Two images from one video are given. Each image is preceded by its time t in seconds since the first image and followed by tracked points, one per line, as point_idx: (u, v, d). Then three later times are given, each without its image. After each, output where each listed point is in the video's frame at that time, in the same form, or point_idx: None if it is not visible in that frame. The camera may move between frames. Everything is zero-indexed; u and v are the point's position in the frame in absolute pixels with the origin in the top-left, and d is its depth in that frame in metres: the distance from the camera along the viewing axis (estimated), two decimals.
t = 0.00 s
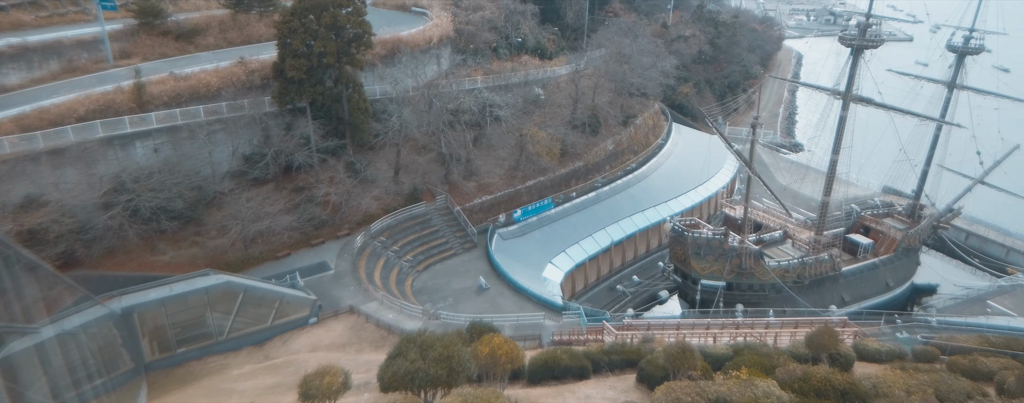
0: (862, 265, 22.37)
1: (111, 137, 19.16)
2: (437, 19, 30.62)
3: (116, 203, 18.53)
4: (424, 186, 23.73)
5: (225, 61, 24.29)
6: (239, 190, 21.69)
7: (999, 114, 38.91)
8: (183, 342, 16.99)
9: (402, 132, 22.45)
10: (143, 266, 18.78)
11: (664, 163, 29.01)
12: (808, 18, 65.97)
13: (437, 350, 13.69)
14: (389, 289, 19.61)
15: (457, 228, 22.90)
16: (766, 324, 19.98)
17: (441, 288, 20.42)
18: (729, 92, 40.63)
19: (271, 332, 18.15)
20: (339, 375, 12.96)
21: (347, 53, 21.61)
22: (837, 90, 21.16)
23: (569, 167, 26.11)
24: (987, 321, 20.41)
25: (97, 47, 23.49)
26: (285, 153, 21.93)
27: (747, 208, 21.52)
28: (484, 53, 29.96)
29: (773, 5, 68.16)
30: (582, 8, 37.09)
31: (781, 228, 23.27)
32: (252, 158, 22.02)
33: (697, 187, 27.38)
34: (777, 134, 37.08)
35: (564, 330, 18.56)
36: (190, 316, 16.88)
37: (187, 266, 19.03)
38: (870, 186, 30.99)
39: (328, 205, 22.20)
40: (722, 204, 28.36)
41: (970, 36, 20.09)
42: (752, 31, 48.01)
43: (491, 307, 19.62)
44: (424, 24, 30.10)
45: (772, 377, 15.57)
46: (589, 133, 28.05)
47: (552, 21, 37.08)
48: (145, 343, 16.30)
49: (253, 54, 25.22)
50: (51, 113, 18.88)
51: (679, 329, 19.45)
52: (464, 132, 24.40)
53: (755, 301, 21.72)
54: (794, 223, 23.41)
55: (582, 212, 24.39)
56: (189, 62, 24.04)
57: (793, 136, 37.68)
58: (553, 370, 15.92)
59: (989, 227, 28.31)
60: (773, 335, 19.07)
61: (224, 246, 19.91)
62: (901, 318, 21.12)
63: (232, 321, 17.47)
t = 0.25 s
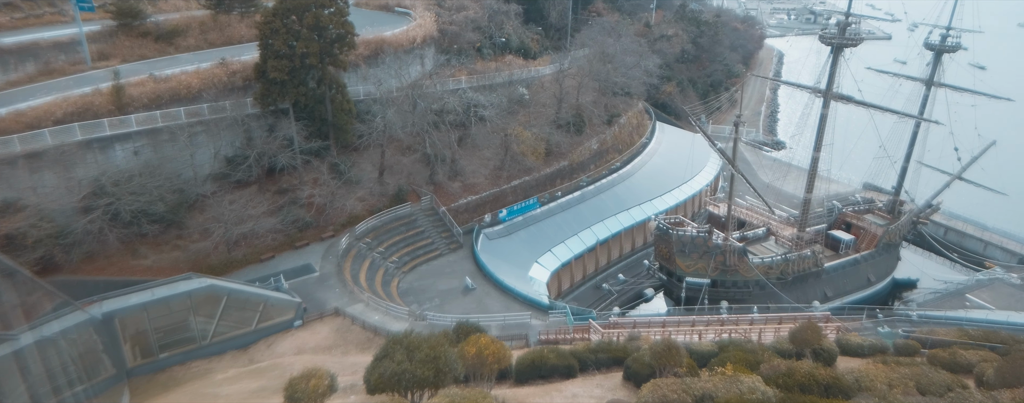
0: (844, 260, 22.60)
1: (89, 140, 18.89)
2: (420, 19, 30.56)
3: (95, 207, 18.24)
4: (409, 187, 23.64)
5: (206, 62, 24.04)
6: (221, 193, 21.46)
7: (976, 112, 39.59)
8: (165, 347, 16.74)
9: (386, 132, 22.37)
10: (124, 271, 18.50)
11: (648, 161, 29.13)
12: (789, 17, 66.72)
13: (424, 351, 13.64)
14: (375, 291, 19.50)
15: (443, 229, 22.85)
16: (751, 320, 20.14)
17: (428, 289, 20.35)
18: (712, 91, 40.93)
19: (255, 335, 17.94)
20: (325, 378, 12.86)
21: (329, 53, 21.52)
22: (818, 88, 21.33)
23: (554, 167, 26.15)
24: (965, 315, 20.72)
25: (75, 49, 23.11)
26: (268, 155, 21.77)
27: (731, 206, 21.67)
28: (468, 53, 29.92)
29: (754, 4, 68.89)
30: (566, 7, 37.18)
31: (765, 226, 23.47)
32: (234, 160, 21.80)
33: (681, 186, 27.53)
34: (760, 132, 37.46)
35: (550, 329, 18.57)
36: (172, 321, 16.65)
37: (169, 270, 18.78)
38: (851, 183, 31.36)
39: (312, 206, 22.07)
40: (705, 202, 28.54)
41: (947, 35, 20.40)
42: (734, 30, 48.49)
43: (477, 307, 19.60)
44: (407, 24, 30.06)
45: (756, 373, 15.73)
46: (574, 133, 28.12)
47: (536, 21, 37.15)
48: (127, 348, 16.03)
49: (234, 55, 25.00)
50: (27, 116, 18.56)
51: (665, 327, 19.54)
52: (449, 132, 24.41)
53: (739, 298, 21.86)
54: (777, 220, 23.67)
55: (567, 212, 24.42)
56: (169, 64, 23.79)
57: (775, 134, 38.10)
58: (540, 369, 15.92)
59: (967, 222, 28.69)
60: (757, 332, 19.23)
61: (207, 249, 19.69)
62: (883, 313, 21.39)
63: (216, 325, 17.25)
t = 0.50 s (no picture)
0: (826, 256, 22.82)
1: (68, 143, 18.60)
2: (404, 19, 30.48)
3: (74, 211, 17.86)
4: (394, 188, 23.55)
5: (187, 64, 23.81)
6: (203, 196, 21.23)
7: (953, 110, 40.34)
8: (148, 352, 16.51)
9: (370, 133, 22.29)
10: (104, 276, 18.25)
11: (632, 160, 29.26)
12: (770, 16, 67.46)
13: (410, 352, 13.58)
14: (360, 292, 19.40)
15: (428, 230, 22.79)
16: (735, 317, 20.30)
17: (413, 290, 20.28)
18: (695, 90, 41.20)
19: (239, 339, 17.78)
20: (310, 381, 12.76)
21: (312, 54, 21.54)
22: (799, 86, 21.47)
23: (539, 166, 26.19)
24: (945, 309, 21.04)
25: (51, 51, 22.72)
26: (251, 157, 21.60)
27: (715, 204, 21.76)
28: (452, 53, 29.85)
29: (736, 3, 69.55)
30: (549, 7, 37.24)
31: (748, 223, 23.67)
32: (216, 162, 21.59)
33: (665, 184, 27.69)
34: (742, 130, 37.83)
35: (537, 328, 18.60)
36: (155, 325, 16.44)
37: (151, 274, 18.55)
38: (833, 179, 31.73)
39: (296, 208, 21.92)
40: (690, 201, 28.71)
41: (925, 33, 20.67)
42: (716, 29, 49.00)
43: (464, 307, 19.58)
44: (390, 25, 30.00)
45: (741, 369, 15.83)
46: (558, 132, 28.20)
47: (520, 21, 37.17)
48: (109, 354, 15.82)
49: (215, 57, 24.78)
50: (3, 119, 18.22)
51: (651, 324, 19.65)
52: (433, 132, 24.51)
53: (724, 295, 22.00)
54: (760, 217, 23.83)
55: (552, 211, 24.46)
56: (149, 66, 23.52)
57: (757, 132, 38.58)
58: (527, 369, 15.94)
59: (945, 217, 29.15)
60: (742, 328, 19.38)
61: (189, 252, 19.50)
62: (864, 308, 21.67)
63: (199, 329, 17.07)
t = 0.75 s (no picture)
0: (809, 252, 23.08)
1: (45, 146, 18.26)
2: (387, 19, 30.40)
3: (52, 215, 17.67)
4: (378, 189, 23.44)
5: (167, 65, 23.55)
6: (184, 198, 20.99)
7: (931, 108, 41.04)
8: (130, 358, 16.24)
9: (354, 134, 22.21)
10: (84, 281, 17.92)
11: (617, 159, 29.37)
12: (751, 15, 68.63)
13: (396, 354, 13.53)
14: (346, 294, 19.29)
15: (413, 230, 22.71)
16: (720, 313, 20.46)
17: (399, 291, 20.19)
18: (678, 89, 41.30)
19: (223, 344, 17.54)
20: (296, 384, 12.64)
21: (294, 55, 21.38)
22: (780, 85, 21.61)
23: (524, 166, 26.21)
24: (925, 303, 21.36)
25: (27, 52, 22.29)
26: (233, 158, 21.41)
27: (698, 201, 21.90)
28: (435, 53, 29.79)
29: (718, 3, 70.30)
30: (533, 7, 37.28)
31: (732, 220, 23.83)
32: (198, 164, 21.35)
33: (649, 182, 27.83)
34: (725, 128, 38.20)
35: (523, 328, 18.62)
36: (136, 330, 16.18)
37: (132, 279, 18.26)
38: (815, 176, 32.10)
39: (280, 210, 21.76)
40: (674, 199, 28.87)
41: (902, 31, 20.93)
42: (698, 28, 49.55)
43: (450, 308, 19.55)
44: (373, 25, 29.97)
45: (726, 365, 15.95)
46: (543, 132, 28.26)
47: (503, 21, 37.19)
48: (90, 360, 15.57)
49: (196, 58, 24.55)
50: None
51: (636, 322, 19.73)
52: (418, 133, 24.40)
53: (708, 292, 22.16)
54: (744, 215, 23.98)
55: (538, 211, 24.48)
56: (128, 67, 23.21)
57: (739, 130, 39.02)
58: (514, 368, 15.94)
59: (925, 212, 29.60)
60: (726, 324, 19.53)
61: (171, 256, 19.24)
62: (847, 303, 21.93)
63: (182, 334, 16.81)
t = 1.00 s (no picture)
0: (792, 249, 23.31)
1: (21, 150, 17.94)
2: (370, 19, 30.29)
3: (30, 220, 17.41)
4: (363, 190, 23.33)
5: (146, 66, 23.27)
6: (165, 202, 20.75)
7: (909, 105, 41.71)
8: (111, 364, 16.02)
9: (338, 135, 22.10)
10: (63, 287, 17.74)
11: (601, 158, 29.47)
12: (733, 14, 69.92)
13: (383, 356, 13.45)
14: (331, 296, 19.17)
15: (399, 231, 22.62)
16: (705, 311, 20.61)
17: (385, 292, 20.09)
18: (661, 88, 41.74)
19: (206, 348, 17.37)
20: (281, 388, 12.51)
21: (276, 56, 21.26)
22: (762, 83, 21.79)
23: (509, 166, 26.21)
24: (906, 297, 21.68)
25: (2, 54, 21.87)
26: (215, 161, 21.23)
27: (683, 199, 22.01)
28: (419, 53, 29.70)
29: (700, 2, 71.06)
30: (516, 7, 37.31)
31: (715, 218, 23.99)
32: (179, 167, 21.10)
33: (634, 181, 27.97)
34: (708, 127, 38.54)
35: (510, 327, 18.63)
36: (118, 336, 15.96)
37: (113, 284, 18.02)
38: (797, 173, 32.47)
39: (263, 213, 21.58)
40: (658, 197, 29.02)
41: (881, 30, 21.20)
42: (681, 28, 49.92)
43: (436, 308, 19.50)
44: (356, 25, 29.91)
45: (712, 361, 16.05)
46: (527, 131, 28.30)
47: (487, 21, 37.20)
48: (70, 366, 15.34)
49: (176, 59, 24.29)
50: None
51: (622, 320, 19.81)
52: (402, 133, 24.32)
53: (693, 289, 22.30)
54: (728, 212, 24.09)
55: (523, 210, 24.50)
56: (107, 69, 22.90)
57: (722, 128, 39.43)
58: (501, 368, 15.93)
59: (904, 208, 30.05)
60: (711, 321, 19.67)
61: (153, 259, 19.08)
62: (829, 298, 22.19)
63: (164, 338, 16.63)
